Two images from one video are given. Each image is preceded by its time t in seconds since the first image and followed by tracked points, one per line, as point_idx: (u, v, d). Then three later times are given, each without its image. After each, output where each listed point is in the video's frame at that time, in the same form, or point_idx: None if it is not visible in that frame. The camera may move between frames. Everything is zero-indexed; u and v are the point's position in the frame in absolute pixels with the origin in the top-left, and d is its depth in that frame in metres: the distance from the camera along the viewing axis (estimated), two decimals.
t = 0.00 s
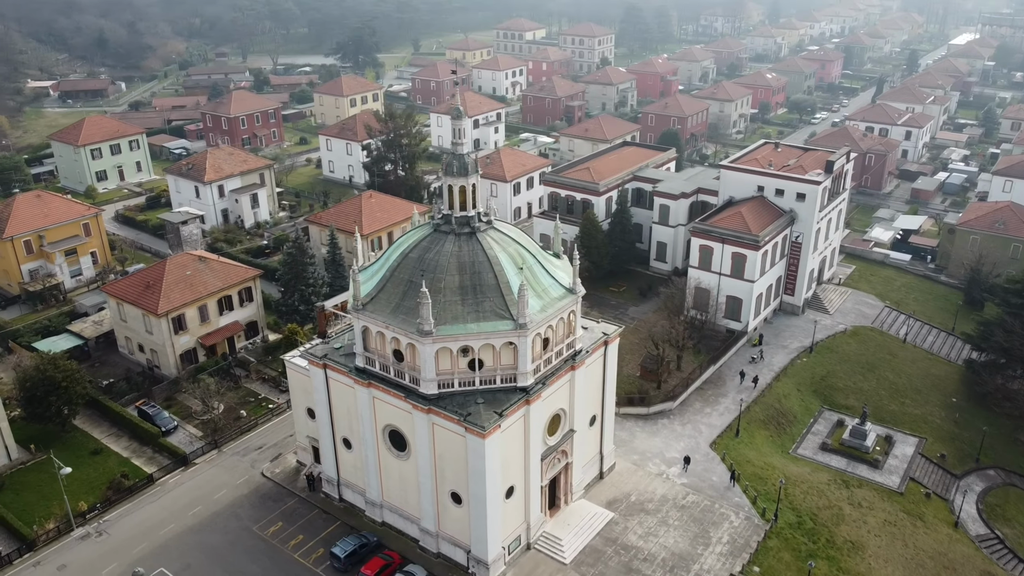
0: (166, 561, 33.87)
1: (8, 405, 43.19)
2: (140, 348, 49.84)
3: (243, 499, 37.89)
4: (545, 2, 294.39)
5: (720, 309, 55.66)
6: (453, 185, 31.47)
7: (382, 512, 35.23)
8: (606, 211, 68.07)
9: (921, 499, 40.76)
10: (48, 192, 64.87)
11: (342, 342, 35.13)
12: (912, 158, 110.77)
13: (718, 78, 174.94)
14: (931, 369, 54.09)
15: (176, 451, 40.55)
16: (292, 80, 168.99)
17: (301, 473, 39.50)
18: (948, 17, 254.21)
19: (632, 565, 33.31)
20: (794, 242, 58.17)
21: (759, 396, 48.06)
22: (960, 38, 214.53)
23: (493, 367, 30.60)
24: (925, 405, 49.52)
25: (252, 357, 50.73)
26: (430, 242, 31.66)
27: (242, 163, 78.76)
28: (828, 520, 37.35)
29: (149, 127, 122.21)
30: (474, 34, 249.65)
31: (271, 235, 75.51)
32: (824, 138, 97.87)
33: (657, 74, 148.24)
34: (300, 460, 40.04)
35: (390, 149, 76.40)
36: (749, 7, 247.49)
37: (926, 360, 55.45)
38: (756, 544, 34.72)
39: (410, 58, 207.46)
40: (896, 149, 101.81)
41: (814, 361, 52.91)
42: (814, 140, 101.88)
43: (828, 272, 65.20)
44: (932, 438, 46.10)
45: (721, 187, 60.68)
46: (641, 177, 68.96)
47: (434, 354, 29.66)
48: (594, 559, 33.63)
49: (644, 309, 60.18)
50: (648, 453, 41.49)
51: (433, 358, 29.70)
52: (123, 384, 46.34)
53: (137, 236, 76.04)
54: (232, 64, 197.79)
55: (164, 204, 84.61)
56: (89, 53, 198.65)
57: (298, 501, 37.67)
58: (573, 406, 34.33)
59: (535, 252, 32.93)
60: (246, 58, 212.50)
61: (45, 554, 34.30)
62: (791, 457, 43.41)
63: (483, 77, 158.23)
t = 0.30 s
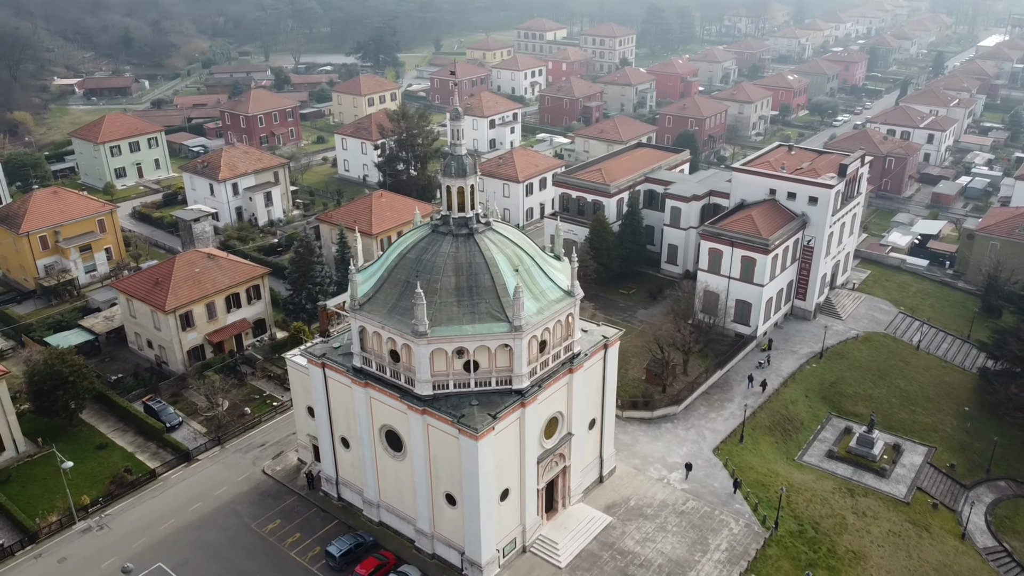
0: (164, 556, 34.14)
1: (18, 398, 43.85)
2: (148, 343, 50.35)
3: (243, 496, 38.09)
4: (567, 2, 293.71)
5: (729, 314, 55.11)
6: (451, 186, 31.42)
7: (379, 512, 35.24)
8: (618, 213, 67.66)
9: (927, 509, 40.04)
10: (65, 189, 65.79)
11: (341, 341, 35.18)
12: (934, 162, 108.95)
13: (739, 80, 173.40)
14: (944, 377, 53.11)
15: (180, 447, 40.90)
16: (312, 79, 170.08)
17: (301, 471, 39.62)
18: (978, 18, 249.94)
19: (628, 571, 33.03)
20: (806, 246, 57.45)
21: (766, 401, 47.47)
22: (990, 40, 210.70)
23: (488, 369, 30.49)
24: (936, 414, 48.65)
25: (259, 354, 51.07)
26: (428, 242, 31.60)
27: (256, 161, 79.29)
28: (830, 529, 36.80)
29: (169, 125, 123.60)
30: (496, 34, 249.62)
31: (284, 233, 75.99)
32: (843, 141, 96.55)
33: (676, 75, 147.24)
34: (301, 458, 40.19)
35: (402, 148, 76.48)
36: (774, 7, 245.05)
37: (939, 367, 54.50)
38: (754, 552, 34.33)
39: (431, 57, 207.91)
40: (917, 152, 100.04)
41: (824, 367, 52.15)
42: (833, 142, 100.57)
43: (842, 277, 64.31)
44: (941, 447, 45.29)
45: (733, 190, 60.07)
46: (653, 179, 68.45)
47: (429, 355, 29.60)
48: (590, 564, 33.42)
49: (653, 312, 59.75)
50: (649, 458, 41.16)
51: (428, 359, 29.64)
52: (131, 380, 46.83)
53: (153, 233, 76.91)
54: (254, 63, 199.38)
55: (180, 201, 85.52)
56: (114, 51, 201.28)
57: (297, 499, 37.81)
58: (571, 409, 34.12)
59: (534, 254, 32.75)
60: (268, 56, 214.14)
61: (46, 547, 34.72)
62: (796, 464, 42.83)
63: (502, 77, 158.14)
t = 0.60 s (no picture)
0: (162, 551, 34.42)
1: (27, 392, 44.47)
2: (157, 340, 50.85)
3: (243, 493, 38.28)
4: (590, 3, 292.97)
5: (738, 318, 54.53)
6: (450, 186, 31.35)
7: (376, 512, 35.26)
8: (629, 214, 67.21)
9: (934, 520, 39.33)
10: (81, 185, 66.68)
11: (340, 340, 35.25)
12: (957, 166, 107.10)
13: (760, 81, 171.86)
14: (957, 386, 52.15)
15: (183, 443, 41.23)
16: (332, 78, 171.08)
17: (302, 469, 39.76)
18: (1009, 20, 245.52)
19: None
20: (818, 251, 56.72)
21: (772, 407, 46.89)
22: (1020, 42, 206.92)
23: (483, 370, 30.38)
24: (947, 423, 47.79)
25: (266, 351, 51.42)
26: (426, 243, 31.56)
27: (271, 160, 79.79)
28: (832, 538, 36.28)
29: (190, 123, 124.88)
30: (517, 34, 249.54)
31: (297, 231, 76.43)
32: (862, 144, 94.78)
33: (696, 76, 146.16)
34: (302, 456, 40.31)
35: (415, 148, 76.53)
36: (799, 9, 242.63)
37: (953, 375, 53.53)
38: (753, 560, 33.95)
39: (452, 57, 208.24)
40: (938, 157, 98.14)
41: (834, 374, 51.44)
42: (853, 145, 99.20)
43: (855, 282, 63.39)
44: (951, 457, 44.47)
45: (745, 193, 59.49)
46: (665, 181, 67.97)
47: (424, 356, 29.55)
48: (585, 568, 33.20)
49: (662, 315, 59.28)
50: (651, 462, 40.83)
51: (423, 360, 29.59)
52: (138, 375, 47.32)
53: (168, 230, 77.74)
54: (276, 62, 201.00)
55: (196, 199, 86.35)
56: (139, 49, 203.76)
57: (296, 497, 37.93)
58: (569, 412, 33.90)
59: (532, 255, 32.62)
60: (290, 55, 215.72)
61: (48, 539, 35.15)
62: (801, 472, 42.23)
63: (521, 77, 158.00)
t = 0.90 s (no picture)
0: (161, 546, 34.70)
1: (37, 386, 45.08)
2: (166, 336, 51.36)
3: (244, 490, 38.48)
4: (613, 3, 292.13)
5: (747, 322, 53.95)
6: (448, 188, 31.32)
7: (373, 512, 35.31)
8: (639, 217, 66.78)
9: (940, 531, 38.61)
10: (98, 181, 67.59)
11: (339, 340, 35.34)
12: (980, 170, 105.14)
13: (782, 83, 170.12)
14: (970, 395, 51.18)
15: (187, 439, 41.59)
16: (353, 77, 172.05)
17: (302, 467, 39.90)
18: None
19: None
20: (830, 255, 55.94)
21: (778, 414, 46.33)
22: None
23: (479, 372, 30.25)
24: (958, 433, 46.90)
25: (273, 349, 51.71)
26: (423, 244, 31.54)
27: (285, 158, 80.35)
28: (834, 548, 35.78)
29: (210, 121, 126.15)
30: (539, 34, 249.19)
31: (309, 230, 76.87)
32: (881, 147, 93.31)
33: (717, 77, 144.99)
34: (303, 454, 40.46)
35: (427, 148, 76.59)
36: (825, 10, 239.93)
37: (966, 384, 52.56)
38: (750, 568, 33.60)
39: (472, 57, 208.42)
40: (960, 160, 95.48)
41: (843, 380, 50.72)
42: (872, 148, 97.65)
43: (869, 287, 62.46)
44: (960, 467, 43.64)
45: (757, 196, 58.87)
46: (677, 183, 67.48)
47: (418, 357, 29.51)
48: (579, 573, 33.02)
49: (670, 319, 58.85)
50: (652, 467, 40.52)
51: (418, 361, 29.57)
52: (146, 371, 47.80)
53: (183, 227, 78.59)
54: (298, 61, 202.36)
55: (212, 196, 87.21)
56: (164, 48, 206.31)
57: (296, 495, 38.06)
58: (566, 415, 33.68)
59: (531, 258, 32.47)
60: (313, 54, 217.21)
61: (51, 532, 35.57)
62: (805, 479, 41.67)
63: (540, 77, 157.77)
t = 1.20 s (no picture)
0: (160, 542, 34.98)
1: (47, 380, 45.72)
2: (175, 333, 51.85)
3: (244, 487, 38.69)
4: (637, 4, 290.92)
5: (756, 327, 53.35)
6: (446, 189, 31.26)
7: (370, 512, 35.37)
8: (650, 219, 66.32)
9: (946, 543, 37.92)
10: (114, 179, 68.46)
11: (339, 339, 35.44)
12: (1004, 175, 103.06)
13: (804, 84, 168.18)
14: (982, 404, 50.25)
15: (190, 435, 41.92)
16: (373, 77, 172.78)
17: (303, 465, 40.07)
18: None
19: None
20: (842, 260, 55.15)
21: (784, 420, 45.75)
22: None
23: (474, 375, 30.16)
24: (969, 443, 46.03)
25: (280, 347, 52.00)
26: (420, 245, 31.51)
27: (299, 157, 80.86)
28: (835, 558, 35.26)
29: (229, 119, 127.27)
30: (560, 35, 248.63)
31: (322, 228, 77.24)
32: (901, 151, 91.54)
33: (737, 79, 143.72)
34: (304, 453, 40.59)
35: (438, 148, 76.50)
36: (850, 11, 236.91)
37: (979, 393, 51.60)
38: None
39: (493, 57, 208.42)
40: (982, 165, 93.13)
41: (853, 388, 49.99)
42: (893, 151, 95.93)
43: (883, 293, 61.48)
44: (970, 478, 42.81)
45: (768, 199, 58.23)
46: (689, 186, 66.94)
47: (413, 358, 29.49)
48: None
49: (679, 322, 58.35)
50: (652, 472, 40.19)
51: (412, 362, 29.56)
52: (153, 367, 48.26)
53: (198, 224, 79.34)
54: (319, 60, 203.50)
55: (228, 194, 87.97)
56: (188, 46, 208.50)
57: (295, 493, 38.20)
58: (563, 419, 33.47)
59: (529, 260, 32.31)
60: (334, 53, 218.39)
61: (53, 525, 36.01)
62: (809, 487, 41.07)
63: (559, 78, 157.55)
